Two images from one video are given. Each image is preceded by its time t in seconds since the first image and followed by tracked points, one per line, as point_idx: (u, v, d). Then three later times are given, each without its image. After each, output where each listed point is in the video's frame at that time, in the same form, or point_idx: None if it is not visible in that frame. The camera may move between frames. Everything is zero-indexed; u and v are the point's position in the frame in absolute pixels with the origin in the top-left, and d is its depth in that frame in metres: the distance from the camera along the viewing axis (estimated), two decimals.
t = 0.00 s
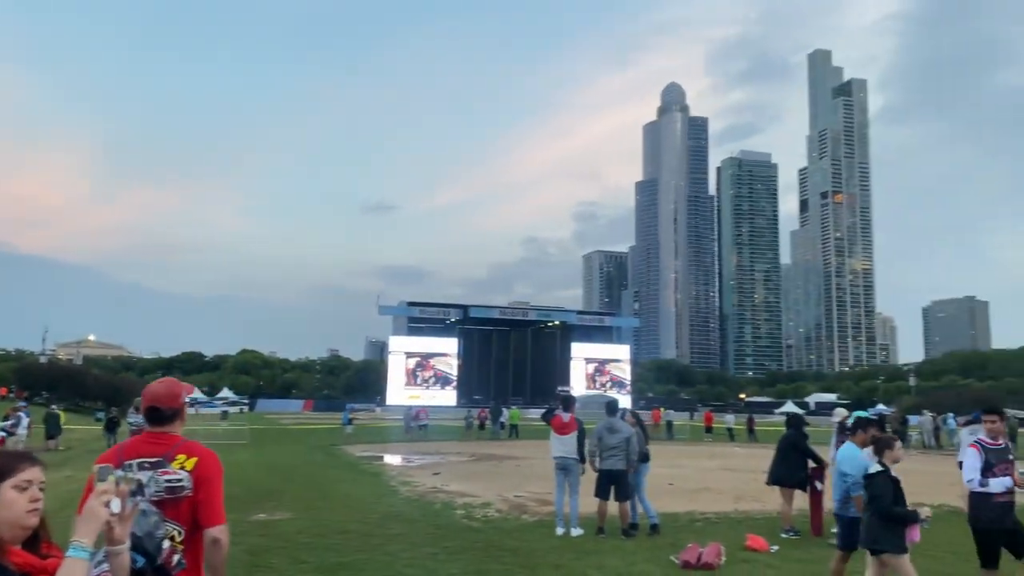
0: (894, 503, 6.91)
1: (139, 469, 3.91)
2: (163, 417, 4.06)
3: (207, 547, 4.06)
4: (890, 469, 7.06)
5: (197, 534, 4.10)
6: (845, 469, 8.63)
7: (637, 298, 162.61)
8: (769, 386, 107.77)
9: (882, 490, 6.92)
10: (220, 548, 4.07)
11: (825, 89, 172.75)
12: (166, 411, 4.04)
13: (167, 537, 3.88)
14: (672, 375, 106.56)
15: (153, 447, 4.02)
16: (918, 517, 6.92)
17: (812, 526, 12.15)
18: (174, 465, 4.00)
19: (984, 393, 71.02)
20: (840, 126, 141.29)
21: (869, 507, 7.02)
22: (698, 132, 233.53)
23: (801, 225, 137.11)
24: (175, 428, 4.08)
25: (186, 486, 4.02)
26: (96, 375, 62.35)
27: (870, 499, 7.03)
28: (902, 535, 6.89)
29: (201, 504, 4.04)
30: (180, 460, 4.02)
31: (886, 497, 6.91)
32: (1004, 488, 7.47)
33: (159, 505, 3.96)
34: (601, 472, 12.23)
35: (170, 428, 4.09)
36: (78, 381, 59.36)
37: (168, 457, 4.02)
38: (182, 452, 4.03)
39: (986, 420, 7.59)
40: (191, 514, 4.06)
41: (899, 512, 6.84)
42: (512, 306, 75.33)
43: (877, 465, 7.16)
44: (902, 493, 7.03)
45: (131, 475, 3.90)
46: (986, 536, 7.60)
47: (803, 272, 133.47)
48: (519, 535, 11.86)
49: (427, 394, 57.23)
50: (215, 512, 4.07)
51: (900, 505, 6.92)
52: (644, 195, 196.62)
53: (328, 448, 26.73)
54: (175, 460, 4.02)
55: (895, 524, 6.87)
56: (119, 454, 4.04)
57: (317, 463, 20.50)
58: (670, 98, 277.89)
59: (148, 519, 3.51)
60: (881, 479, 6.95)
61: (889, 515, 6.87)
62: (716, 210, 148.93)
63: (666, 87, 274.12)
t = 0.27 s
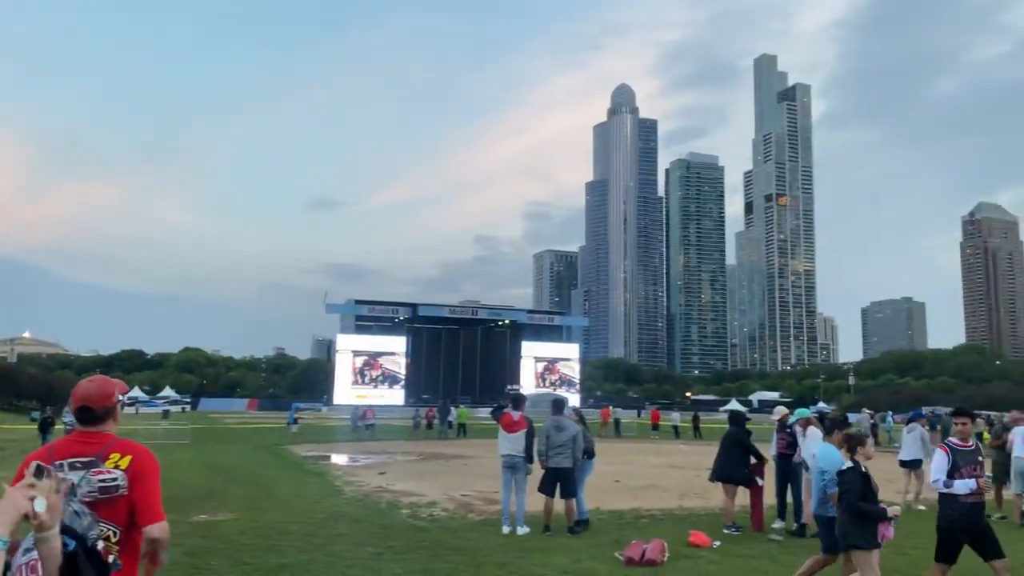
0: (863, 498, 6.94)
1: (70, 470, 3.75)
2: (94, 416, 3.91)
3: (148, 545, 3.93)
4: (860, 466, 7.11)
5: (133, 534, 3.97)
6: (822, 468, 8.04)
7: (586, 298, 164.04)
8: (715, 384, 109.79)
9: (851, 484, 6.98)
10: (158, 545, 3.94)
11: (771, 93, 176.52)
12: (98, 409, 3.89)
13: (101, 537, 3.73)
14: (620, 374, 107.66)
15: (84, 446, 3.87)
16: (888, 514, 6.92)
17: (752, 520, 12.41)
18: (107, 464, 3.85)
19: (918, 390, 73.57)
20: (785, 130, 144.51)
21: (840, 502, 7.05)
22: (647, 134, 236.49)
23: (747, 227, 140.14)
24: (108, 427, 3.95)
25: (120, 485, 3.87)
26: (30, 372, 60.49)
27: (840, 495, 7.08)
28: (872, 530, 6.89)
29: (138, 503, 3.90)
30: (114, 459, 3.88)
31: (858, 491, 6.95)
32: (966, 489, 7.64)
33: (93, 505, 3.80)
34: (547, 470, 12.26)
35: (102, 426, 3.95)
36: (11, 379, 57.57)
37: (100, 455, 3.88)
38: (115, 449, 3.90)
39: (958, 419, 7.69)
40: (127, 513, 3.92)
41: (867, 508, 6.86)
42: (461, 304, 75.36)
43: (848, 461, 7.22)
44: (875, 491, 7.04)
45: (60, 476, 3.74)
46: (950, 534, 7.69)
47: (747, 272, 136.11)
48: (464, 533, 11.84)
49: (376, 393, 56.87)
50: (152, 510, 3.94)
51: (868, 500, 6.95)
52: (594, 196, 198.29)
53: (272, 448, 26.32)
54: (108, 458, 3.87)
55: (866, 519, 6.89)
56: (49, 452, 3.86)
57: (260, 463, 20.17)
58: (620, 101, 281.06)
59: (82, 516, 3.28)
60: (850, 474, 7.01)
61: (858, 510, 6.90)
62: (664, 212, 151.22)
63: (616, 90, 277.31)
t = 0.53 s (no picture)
0: (855, 494, 6.76)
1: (24, 470, 3.66)
2: (50, 414, 3.88)
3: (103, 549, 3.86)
4: (852, 463, 6.94)
5: (92, 538, 3.91)
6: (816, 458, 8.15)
7: (551, 296, 164.70)
8: (677, 382, 111.02)
9: (842, 481, 6.81)
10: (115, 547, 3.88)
11: (734, 95, 178.76)
12: (54, 408, 3.87)
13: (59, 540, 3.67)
14: (585, 370, 108.20)
15: (39, 445, 3.82)
16: (880, 510, 6.75)
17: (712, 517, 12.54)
18: (63, 464, 3.78)
19: (875, 388, 75.15)
20: (748, 131, 146.44)
21: (830, 499, 6.88)
22: (612, 134, 238.00)
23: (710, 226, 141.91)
24: (64, 427, 3.91)
25: (76, 488, 3.76)
26: None
27: (831, 491, 6.92)
28: (861, 527, 6.73)
29: (97, 501, 3.83)
30: (70, 458, 3.82)
31: (846, 488, 6.79)
32: (963, 480, 7.41)
33: (47, 506, 3.68)
34: (511, 467, 12.29)
35: (59, 424, 3.92)
36: None
37: (55, 455, 3.81)
38: (72, 451, 3.83)
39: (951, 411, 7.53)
40: (86, 517, 3.85)
41: (858, 504, 6.67)
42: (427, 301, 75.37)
43: (839, 457, 7.05)
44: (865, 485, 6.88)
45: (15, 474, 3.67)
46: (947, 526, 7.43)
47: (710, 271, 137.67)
48: (427, 531, 11.84)
49: (339, 391, 56.59)
50: (111, 508, 3.88)
51: (860, 496, 6.76)
52: (559, 194, 198.97)
53: (233, 446, 26.03)
54: (64, 459, 3.80)
55: (855, 517, 6.72)
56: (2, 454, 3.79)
57: (221, 462, 19.92)
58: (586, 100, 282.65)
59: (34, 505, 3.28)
60: (842, 471, 6.84)
61: (850, 507, 6.72)
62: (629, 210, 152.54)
63: (582, 89, 278.55)
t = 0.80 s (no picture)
0: (876, 494, 6.47)
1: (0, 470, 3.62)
2: (26, 413, 3.84)
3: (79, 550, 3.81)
4: (872, 462, 6.66)
5: (70, 537, 3.85)
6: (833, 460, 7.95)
7: (533, 294, 165.09)
8: (658, 379, 111.63)
9: (865, 480, 6.49)
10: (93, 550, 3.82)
11: (715, 94, 179.82)
12: (30, 406, 3.84)
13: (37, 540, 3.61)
14: (566, 368, 108.64)
15: (16, 444, 3.76)
16: (900, 511, 6.46)
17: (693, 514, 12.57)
18: (40, 463, 3.71)
19: (853, 385, 76.02)
20: (728, 131, 147.41)
21: (852, 499, 6.58)
22: (594, 132, 238.58)
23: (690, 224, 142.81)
24: (41, 425, 3.88)
25: (52, 487, 3.72)
26: None
27: (852, 490, 6.61)
28: (884, 529, 6.43)
29: (74, 501, 3.78)
30: (46, 458, 3.76)
31: (870, 487, 6.48)
32: (979, 482, 7.14)
33: (23, 505, 3.62)
34: (493, 465, 12.30)
35: (35, 424, 3.88)
36: None
37: (32, 455, 3.76)
38: (49, 450, 3.77)
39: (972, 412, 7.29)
40: (63, 516, 3.80)
41: (879, 503, 6.40)
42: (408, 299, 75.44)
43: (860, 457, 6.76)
44: (888, 485, 6.58)
45: None
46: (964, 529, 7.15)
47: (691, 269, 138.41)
48: (408, 529, 11.80)
49: (320, 389, 56.31)
50: (88, 510, 3.83)
51: (881, 496, 6.48)
52: (541, 193, 199.30)
53: (212, 444, 25.83)
54: (40, 458, 3.74)
55: (876, 517, 6.44)
56: None
57: (200, 460, 19.75)
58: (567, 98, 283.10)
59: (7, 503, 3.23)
60: (864, 469, 6.52)
61: (870, 507, 6.44)
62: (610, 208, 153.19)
63: (564, 87, 278.98)
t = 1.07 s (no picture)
0: (904, 490, 6.58)
1: None
2: (21, 411, 3.83)
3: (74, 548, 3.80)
4: (903, 460, 6.75)
5: (65, 536, 3.83)
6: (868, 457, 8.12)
7: (527, 292, 165.27)
8: (652, 377, 111.78)
9: (893, 476, 6.61)
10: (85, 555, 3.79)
11: (709, 93, 179.88)
12: (26, 405, 3.83)
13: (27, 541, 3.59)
14: (559, 366, 108.80)
15: (11, 443, 3.75)
16: (931, 509, 6.54)
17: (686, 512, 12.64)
18: (34, 463, 3.70)
19: (846, 383, 76.19)
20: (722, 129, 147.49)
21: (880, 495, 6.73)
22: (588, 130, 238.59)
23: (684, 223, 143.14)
24: (36, 423, 3.87)
25: (46, 486, 3.71)
26: None
27: (881, 487, 6.74)
28: (915, 526, 6.54)
29: (67, 500, 3.78)
30: (40, 456, 3.74)
31: (898, 483, 6.60)
32: (1018, 490, 7.02)
33: (17, 504, 3.64)
34: (487, 463, 12.31)
35: (30, 423, 3.88)
36: None
37: (26, 453, 3.73)
38: (43, 448, 3.75)
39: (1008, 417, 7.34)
40: (56, 517, 3.78)
41: (906, 500, 6.50)
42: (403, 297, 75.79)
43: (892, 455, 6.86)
44: (918, 484, 6.69)
45: None
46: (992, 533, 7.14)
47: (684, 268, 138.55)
48: (403, 527, 11.81)
49: (313, 387, 56.23)
50: (82, 510, 3.82)
51: (909, 493, 6.60)
52: (535, 191, 199.42)
53: (206, 442, 25.78)
54: (34, 457, 3.73)
55: (905, 513, 6.55)
56: None
57: (194, 459, 19.71)
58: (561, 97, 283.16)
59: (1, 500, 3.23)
60: (893, 465, 6.64)
61: (898, 502, 6.55)
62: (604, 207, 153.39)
63: (558, 85, 279.03)
